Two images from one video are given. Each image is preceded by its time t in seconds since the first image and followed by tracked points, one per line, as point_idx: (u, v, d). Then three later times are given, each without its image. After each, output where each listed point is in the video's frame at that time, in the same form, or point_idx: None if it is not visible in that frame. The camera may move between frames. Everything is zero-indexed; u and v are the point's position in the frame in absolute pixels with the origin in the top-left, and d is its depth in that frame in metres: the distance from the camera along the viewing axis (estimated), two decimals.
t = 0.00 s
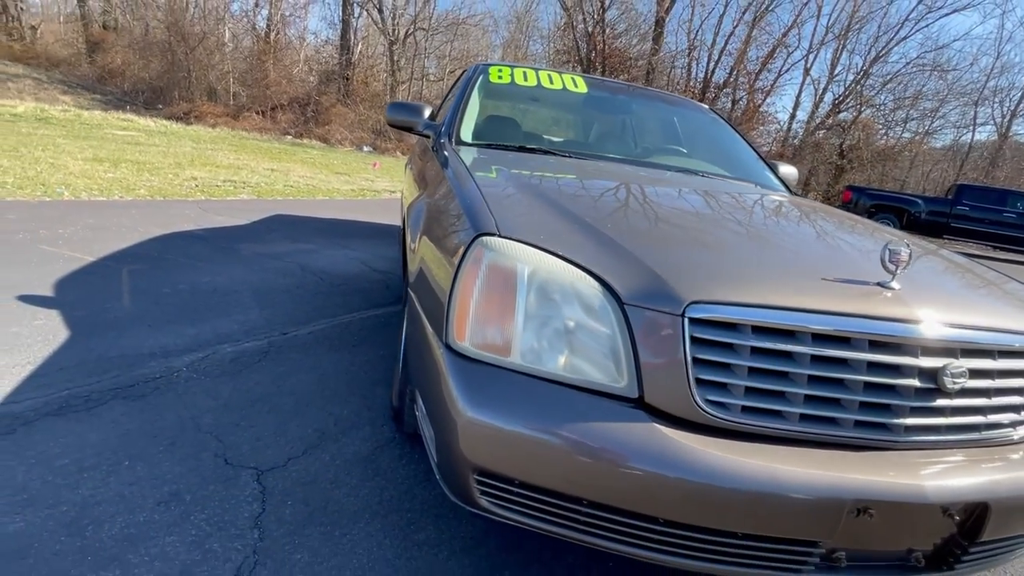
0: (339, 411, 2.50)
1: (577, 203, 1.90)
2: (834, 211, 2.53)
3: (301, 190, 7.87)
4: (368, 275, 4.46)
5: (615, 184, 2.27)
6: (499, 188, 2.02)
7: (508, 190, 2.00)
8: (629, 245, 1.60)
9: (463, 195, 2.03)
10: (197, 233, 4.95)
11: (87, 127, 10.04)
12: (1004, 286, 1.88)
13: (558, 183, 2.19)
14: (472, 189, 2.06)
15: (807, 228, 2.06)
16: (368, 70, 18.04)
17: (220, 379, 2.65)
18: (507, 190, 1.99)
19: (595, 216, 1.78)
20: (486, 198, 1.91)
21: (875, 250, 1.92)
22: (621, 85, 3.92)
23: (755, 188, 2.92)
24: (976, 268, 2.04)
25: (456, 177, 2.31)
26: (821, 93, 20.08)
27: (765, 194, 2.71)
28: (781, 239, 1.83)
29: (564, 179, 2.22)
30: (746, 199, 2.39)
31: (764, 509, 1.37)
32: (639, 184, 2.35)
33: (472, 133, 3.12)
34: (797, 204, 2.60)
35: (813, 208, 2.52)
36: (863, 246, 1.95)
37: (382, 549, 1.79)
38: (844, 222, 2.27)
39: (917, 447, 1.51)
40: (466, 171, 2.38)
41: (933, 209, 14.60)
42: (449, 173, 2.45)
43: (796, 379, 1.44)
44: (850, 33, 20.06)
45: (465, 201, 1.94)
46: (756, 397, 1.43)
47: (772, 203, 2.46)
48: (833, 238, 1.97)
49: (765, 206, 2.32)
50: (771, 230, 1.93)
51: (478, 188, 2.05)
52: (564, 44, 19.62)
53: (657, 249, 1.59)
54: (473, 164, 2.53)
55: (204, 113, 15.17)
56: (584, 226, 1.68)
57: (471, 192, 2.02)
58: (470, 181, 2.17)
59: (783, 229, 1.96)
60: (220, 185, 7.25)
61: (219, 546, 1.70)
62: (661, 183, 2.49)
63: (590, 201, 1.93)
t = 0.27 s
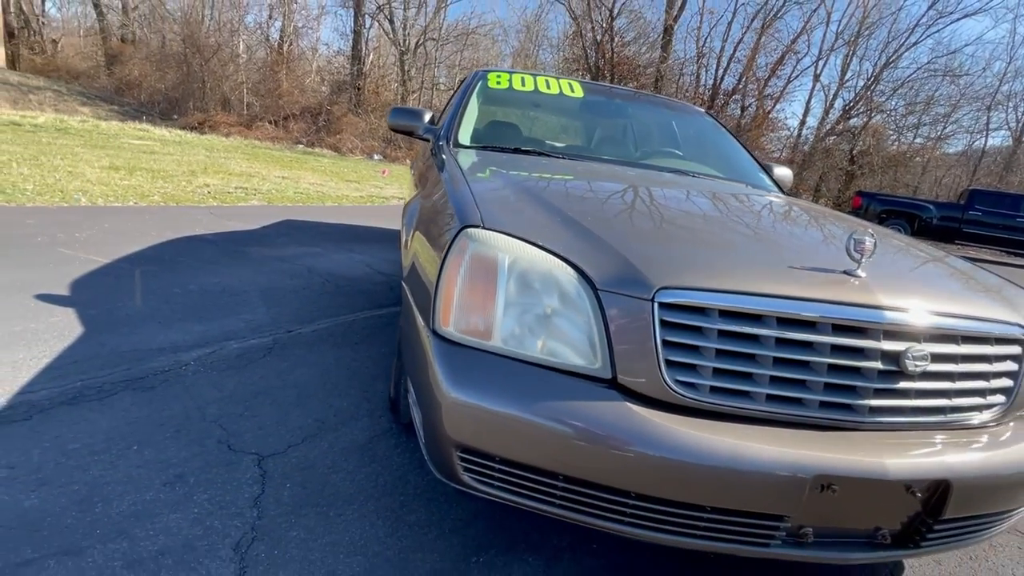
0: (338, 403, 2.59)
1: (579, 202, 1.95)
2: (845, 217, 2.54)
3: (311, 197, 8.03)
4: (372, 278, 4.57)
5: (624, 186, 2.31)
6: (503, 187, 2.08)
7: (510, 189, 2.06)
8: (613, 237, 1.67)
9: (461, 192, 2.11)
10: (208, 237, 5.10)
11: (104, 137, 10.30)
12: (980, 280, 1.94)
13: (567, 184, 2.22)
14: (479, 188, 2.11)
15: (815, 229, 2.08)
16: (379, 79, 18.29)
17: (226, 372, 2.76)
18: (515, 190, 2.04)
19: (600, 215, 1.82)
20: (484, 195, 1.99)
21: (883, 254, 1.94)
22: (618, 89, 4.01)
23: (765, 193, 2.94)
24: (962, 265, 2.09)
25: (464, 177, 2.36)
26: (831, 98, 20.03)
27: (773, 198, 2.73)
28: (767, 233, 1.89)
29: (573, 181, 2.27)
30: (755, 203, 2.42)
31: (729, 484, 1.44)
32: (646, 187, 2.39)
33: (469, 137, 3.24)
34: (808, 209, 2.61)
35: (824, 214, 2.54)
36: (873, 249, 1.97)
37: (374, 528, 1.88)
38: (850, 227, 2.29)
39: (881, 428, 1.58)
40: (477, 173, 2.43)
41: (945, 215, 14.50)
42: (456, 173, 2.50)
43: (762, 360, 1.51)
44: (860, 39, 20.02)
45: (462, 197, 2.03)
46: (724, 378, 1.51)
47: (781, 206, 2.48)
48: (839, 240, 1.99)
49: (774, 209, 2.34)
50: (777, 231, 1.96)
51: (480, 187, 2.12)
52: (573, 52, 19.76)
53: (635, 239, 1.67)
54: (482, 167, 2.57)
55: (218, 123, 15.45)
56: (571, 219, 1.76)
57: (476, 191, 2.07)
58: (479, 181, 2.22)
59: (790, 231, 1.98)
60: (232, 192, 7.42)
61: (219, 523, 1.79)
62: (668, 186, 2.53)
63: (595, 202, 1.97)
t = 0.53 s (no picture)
0: (334, 400, 2.67)
1: (580, 206, 1.98)
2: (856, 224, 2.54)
3: (319, 203, 8.16)
4: (374, 280, 4.66)
5: (632, 191, 2.33)
6: (509, 190, 2.12)
7: (510, 191, 2.11)
8: (595, 234, 1.73)
9: (459, 191, 2.17)
10: (216, 241, 5.22)
11: (119, 145, 10.52)
12: (959, 279, 1.98)
13: (575, 189, 2.25)
14: (486, 190, 2.14)
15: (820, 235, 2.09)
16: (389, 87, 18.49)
17: (227, 370, 2.85)
18: (524, 194, 2.07)
19: (603, 219, 1.85)
20: (479, 195, 2.05)
21: (886, 259, 1.96)
22: (612, 93, 4.08)
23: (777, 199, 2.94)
24: (949, 265, 2.13)
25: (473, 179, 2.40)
26: (842, 102, 19.95)
27: (782, 203, 2.74)
28: (754, 233, 1.94)
29: (580, 185, 2.30)
30: (763, 208, 2.43)
31: (696, 470, 1.49)
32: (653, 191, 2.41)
33: (465, 141, 3.32)
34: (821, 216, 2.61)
35: (837, 221, 2.54)
36: (877, 255, 1.98)
37: (363, 515, 1.94)
38: (858, 234, 2.30)
39: (848, 417, 1.63)
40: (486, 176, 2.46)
41: (956, 218, 14.38)
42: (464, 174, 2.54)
43: (729, 350, 1.57)
44: (870, 42, 19.93)
45: (456, 196, 2.09)
46: (692, 368, 1.56)
47: (789, 212, 2.50)
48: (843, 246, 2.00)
49: (781, 215, 2.36)
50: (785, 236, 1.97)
51: (479, 188, 2.17)
52: (582, 58, 19.86)
53: (615, 236, 1.73)
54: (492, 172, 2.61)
55: (231, 131, 15.71)
56: (556, 218, 1.82)
57: (483, 192, 2.10)
58: (486, 184, 2.26)
59: (795, 236, 1.99)
60: (242, 198, 7.56)
61: (214, 510, 1.87)
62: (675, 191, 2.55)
63: (600, 206, 2.00)
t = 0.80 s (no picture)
0: (325, 397, 2.70)
1: (582, 206, 1.98)
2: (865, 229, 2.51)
3: (326, 207, 8.25)
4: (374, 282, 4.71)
5: (639, 194, 2.32)
6: (514, 189, 2.12)
7: (509, 190, 2.12)
8: (573, 229, 1.75)
9: (453, 187, 2.19)
10: (221, 244, 5.30)
11: (132, 152, 10.70)
12: (941, 275, 1.99)
13: (582, 190, 2.24)
14: (492, 189, 2.14)
15: (828, 239, 2.08)
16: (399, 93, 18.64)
17: (222, 368, 2.89)
18: (532, 195, 2.07)
19: (605, 221, 1.85)
20: (469, 192, 2.07)
21: (888, 262, 1.94)
22: (606, 93, 4.11)
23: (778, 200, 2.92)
24: (937, 264, 2.13)
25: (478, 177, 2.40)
26: (853, 104, 19.81)
27: (790, 207, 2.72)
28: (741, 229, 1.94)
29: (585, 186, 2.29)
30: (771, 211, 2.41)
31: (663, 461, 1.51)
32: (657, 193, 2.40)
33: (458, 142, 3.36)
34: (832, 221, 2.58)
35: (849, 227, 2.50)
36: (876, 257, 1.97)
37: (345, 508, 1.97)
38: (865, 238, 2.28)
39: (820, 410, 1.63)
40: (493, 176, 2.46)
41: (970, 219, 14.20)
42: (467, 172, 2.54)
43: (698, 343, 1.58)
44: (882, 44, 19.78)
45: (448, 191, 2.11)
46: (662, 360, 1.58)
47: (797, 216, 2.47)
48: (848, 250, 1.99)
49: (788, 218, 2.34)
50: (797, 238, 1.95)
51: (476, 185, 2.18)
52: (591, 63, 19.89)
53: (594, 232, 1.75)
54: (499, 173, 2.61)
55: (242, 137, 15.92)
56: (537, 215, 1.84)
57: (491, 191, 2.10)
58: (493, 182, 2.26)
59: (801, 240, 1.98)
60: (249, 202, 7.66)
61: (198, 501, 1.91)
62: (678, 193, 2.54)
63: (606, 208, 2.00)
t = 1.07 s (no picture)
0: (315, 394, 2.74)
1: (587, 206, 1.97)
2: (874, 234, 2.47)
3: (333, 210, 8.33)
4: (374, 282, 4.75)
5: (646, 194, 2.30)
6: (523, 189, 2.11)
7: (511, 189, 2.11)
8: (552, 223, 1.76)
9: (446, 182, 2.20)
10: (226, 246, 5.38)
11: (146, 157, 10.89)
12: (924, 270, 1.98)
13: (588, 190, 2.23)
14: (500, 187, 2.13)
15: (836, 241, 2.05)
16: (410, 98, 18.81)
17: (217, 365, 2.95)
18: (540, 194, 2.06)
19: (610, 220, 1.84)
20: (458, 189, 2.08)
21: (884, 261, 1.92)
22: (601, 93, 4.12)
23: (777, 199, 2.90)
24: (925, 261, 2.11)
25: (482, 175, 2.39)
26: (867, 105, 19.63)
27: (801, 210, 2.68)
28: (727, 225, 1.93)
29: (593, 186, 2.28)
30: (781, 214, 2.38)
31: (629, 452, 1.52)
32: (660, 193, 2.39)
33: (451, 141, 3.40)
34: (844, 225, 2.54)
35: (863, 231, 2.46)
36: (867, 255, 1.95)
37: (326, 499, 2.00)
38: (873, 241, 2.24)
39: (790, 402, 1.63)
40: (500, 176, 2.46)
41: (986, 220, 14.01)
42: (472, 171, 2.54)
43: (666, 334, 1.59)
44: (896, 43, 19.59)
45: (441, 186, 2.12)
46: (630, 351, 1.59)
47: (809, 218, 2.43)
48: (856, 252, 1.96)
49: (798, 221, 2.30)
50: (790, 237, 1.93)
51: (473, 183, 2.19)
52: (600, 66, 19.92)
53: (572, 226, 1.76)
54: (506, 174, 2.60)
55: (255, 142, 16.13)
56: (519, 210, 1.85)
57: (500, 189, 2.09)
58: (499, 181, 2.25)
59: (810, 242, 1.95)
60: (257, 205, 7.77)
61: (182, 493, 1.95)
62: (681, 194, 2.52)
63: (613, 208, 1.98)
